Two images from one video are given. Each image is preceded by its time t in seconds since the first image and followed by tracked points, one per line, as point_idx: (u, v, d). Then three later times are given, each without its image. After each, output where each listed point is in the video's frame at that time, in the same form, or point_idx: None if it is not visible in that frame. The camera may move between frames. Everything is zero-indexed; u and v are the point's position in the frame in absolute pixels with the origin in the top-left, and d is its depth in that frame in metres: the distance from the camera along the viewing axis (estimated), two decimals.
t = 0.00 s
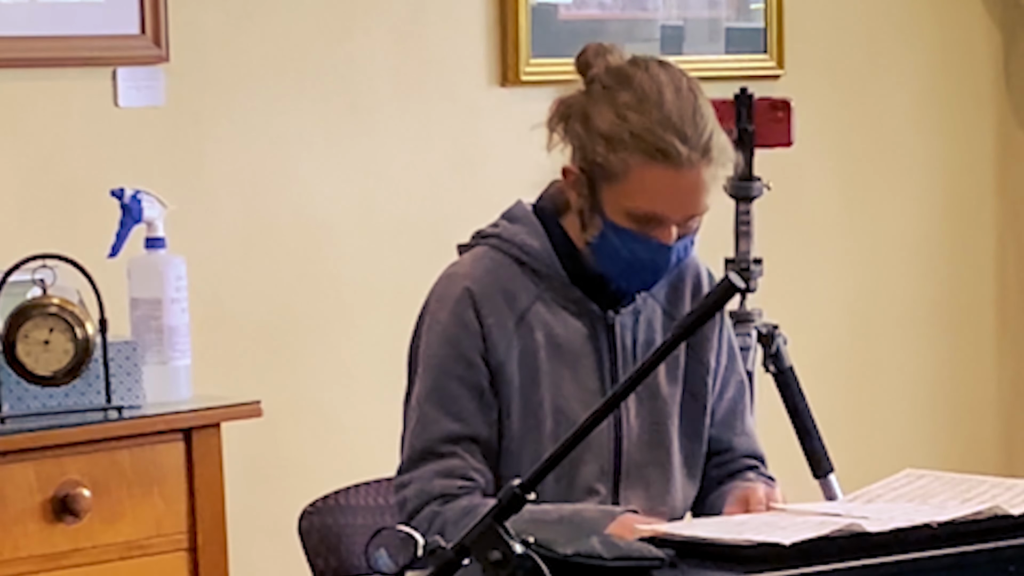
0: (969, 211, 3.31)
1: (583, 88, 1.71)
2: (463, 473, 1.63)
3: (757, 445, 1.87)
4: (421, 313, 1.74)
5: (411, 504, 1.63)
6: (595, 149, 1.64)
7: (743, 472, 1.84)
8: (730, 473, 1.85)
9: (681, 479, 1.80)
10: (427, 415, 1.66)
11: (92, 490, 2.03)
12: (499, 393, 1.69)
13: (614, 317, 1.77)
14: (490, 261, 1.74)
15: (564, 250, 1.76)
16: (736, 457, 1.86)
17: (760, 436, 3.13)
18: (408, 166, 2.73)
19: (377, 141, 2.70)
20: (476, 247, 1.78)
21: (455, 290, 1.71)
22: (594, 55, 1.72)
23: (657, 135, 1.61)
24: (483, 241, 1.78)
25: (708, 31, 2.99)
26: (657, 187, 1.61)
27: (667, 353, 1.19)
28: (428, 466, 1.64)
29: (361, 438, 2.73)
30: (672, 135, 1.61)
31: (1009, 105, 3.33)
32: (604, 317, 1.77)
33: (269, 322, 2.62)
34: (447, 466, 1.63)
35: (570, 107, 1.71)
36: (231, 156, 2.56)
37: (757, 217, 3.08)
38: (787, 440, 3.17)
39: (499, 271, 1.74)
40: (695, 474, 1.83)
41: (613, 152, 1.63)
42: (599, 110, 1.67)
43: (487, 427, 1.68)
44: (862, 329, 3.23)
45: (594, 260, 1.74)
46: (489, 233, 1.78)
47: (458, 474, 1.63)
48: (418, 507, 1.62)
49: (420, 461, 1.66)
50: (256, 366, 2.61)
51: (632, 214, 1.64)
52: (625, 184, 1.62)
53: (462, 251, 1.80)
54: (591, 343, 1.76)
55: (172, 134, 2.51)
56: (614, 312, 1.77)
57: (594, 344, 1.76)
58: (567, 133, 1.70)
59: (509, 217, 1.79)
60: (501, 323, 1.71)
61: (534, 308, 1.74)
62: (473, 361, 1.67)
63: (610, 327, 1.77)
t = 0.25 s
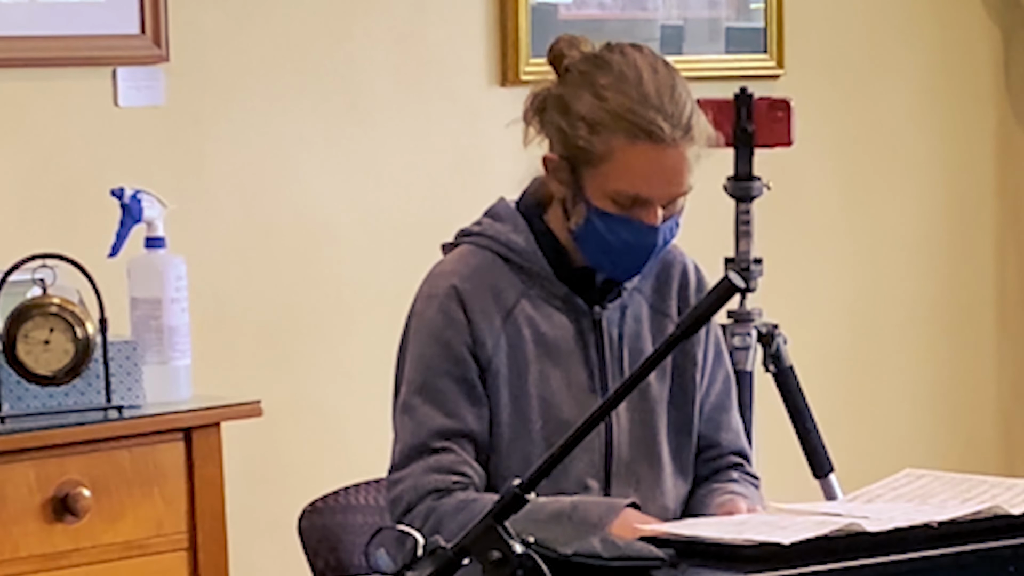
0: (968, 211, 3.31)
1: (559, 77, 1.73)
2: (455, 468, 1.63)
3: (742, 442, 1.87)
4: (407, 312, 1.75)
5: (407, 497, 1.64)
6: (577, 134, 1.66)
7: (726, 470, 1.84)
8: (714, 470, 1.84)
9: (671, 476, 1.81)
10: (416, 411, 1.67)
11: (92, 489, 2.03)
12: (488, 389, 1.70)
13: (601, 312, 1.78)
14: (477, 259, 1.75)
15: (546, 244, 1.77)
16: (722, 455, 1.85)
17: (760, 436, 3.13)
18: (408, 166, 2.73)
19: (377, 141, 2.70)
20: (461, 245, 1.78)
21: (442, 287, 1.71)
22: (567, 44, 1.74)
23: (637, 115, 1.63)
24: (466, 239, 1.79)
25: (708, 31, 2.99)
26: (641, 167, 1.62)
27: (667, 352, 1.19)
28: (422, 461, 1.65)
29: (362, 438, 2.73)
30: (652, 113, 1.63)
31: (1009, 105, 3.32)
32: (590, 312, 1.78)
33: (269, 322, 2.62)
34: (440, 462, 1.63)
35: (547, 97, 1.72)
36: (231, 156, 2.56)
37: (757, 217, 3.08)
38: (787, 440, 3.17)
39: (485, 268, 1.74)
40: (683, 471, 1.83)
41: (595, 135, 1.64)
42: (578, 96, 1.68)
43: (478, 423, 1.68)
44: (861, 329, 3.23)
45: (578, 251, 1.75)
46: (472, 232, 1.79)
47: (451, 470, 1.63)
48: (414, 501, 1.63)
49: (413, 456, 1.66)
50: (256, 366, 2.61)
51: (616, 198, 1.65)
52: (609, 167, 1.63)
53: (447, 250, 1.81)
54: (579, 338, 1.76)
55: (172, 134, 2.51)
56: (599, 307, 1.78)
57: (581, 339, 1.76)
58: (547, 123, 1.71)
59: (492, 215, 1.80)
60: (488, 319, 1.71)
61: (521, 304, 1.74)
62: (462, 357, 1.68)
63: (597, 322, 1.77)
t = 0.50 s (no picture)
0: (968, 212, 3.31)
1: (597, 109, 1.69)
2: (455, 477, 1.64)
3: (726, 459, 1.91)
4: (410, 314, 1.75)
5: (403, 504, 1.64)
6: (606, 179, 1.64)
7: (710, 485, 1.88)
8: (698, 484, 1.88)
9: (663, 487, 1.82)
10: (417, 417, 1.66)
11: (92, 489, 2.03)
12: (490, 400, 1.71)
13: (602, 328, 1.80)
14: (483, 266, 1.76)
15: (554, 257, 1.77)
16: (706, 472, 1.89)
17: (760, 436, 3.13)
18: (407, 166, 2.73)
19: (377, 142, 2.70)
20: (467, 250, 1.79)
21: (449, 293, 1.72)
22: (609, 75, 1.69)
23: (670, 170, 1.60)
24: (473, 244, 1.80)
25: (708, 31, 2.99)
26: (666, 225, 1.60)
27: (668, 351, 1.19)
28: (419, 469, 1.65)
29: (361, 438, 2.73)
30: (685, 170, 1.60)
31: (1009, 105, 3.32)
32: (592, 326, 1.79)
33: (269, 322, 2.62)
34: (439, 470, 1.64)
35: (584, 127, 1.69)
36: (231, 156, 2.56)
37: (757, 218, 3.08)
38: (787, 440, 3.17)
39: (491, 276, 1.75)
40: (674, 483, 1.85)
41: (625, 185, 1.62)
42: (612, 136, 1.65)
43: (476, 433, 1.69)
44: (861, 330, 3.23)
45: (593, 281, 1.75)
46: (480, 237, 1.79)
47: (450, 478, 1.64)
48: (411, 508, 1.63)
49: (407, 463, 1.66)
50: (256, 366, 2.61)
51: (637, 247, 1.65)
52: (633, 218, 1.62)
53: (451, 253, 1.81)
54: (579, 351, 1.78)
55: (172, 134, 2.51)
56: (602, 322, 1.80)
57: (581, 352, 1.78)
58: (580, 154, 1.69)
59: (500, 222, 1.81)
60: (494, 329, 1.72)
61: (525, 315, 1.75)
62: (466, 366, 1.69)
63: (598, 337, 1.79)
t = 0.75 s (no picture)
0: (968, 211, 3.31)
1: (579, 92, 1.72)
2: (438, 486, 1.65)
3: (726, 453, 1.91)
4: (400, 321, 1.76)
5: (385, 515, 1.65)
6: (592, 156, 1.66)
7: (710, 480, 1.88)
8: (699, 479, 1.88)
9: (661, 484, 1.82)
10: (404, 428, 1.67)
11: (92, 489, 2.04)
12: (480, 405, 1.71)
13: (595, 326, 1.79)
14: (472, 271, 1.76)
15: (544, 255, 1.77)
16: (706, 466, 1.89)
17: (759, 436, 3.13)
18: (407, 166, 2.73)
19: (377, 141, 2.70)
20: (456, 254, 1.79)
21: (436, 301, 1.72)
22: (589, 59, 1.72)
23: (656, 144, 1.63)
24: (462, 247, 1.80)
25: (708, 31, 2.99)
26: (655, 199, 1.61)
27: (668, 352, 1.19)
28: (401, 479, 1.66)
29: (362, 438, 2.73)
30: (671, 144, 1.63)
31: (1009, 105, 3.32)
32: (585, 326, 1.79)
33: (269, 322, 2.62)
34: (422, 479, 1.65)
35: (566, 111, 1.72)
36: (231, 156, 2.56)
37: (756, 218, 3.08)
38: (787, 440, 3.16)
39: (480, 281, 1.75)
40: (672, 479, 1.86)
41: (612, 160, 1.64)
42: (597, 117, 1.68)
43: (464, 440, 1.70)
44: (861, 330, 3.23)
45: (579, 269, 1.75)
46: (469, 241, 1.80)
47: (433, 487, 1.65)
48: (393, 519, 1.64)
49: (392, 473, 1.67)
50: (256, 366, 2.61)
51: (625, 224, 1.64)
52: (620, 194, 1.63)
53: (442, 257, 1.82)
54: (571, 352, 1.78)
55: (172, 134, 2.51)
56: (594, 321, 1.79)
57: (574, 352, 1.78)
58: (563, 138, 1.71)
59: (490, 223, 1.81)
60: (482, 334, 1.72)
61: (515, 318, 1.75)
62: (453, 374, 1.69)
63: (591, 337, 1.79)
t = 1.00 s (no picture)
0: (968, 211, 3.31)
1: (543, 86, 1.73)
2: (439, 487, 1.64)
3: (726, 435, 1.88)
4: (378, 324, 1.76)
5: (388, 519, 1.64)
6: (563, 144, 1.67)
7: (712, 461, 1.85)
8: (699, 462, 1.85)
9: (654, 471, 1.81)
10: (394, 429, 1.67)
11: (92, 489, 2.04)
12: (463, 399, 1.71)
13: (573, 316, 1.79)
14: (447, 269, 1.76)
15: (516, 250, 1.78)
16: (706, 449, 1.86)
17: (759, 436, 3.13)
18: (407, 166, 2.73)
19: (377, 141, 2.70)
20: (430, 254, 1.80)
21: (412, 300, 1.72)
22: (550, 53, 1.74)
23: (626, 127, 1.65)
24: (435, 247, 1.80)
25: (708, 31, 2.99)
26: (630, 181, 1.63)
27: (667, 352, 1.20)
28: (401, 482, 1.65)
29: (362, 438, 2.73)
30: (641, 126, 1.65)
31: (1010, 104, 3.31)
32: (563, 316, 1.79)
33: (269, 322, 2.62)
34: (422, 481, 1.64)
35: (531, 107, 1.73)
36: (230, 156, 2.56)
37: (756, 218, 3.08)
38: (787, 440, 3.16)
39: (455, 278, 1.75)
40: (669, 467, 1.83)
41: (584, 147, 1.65)
42: (564, 106, 1.69)
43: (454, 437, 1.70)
44: (860, 329, 3.23)
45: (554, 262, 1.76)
46: (441, 240, 1.80)
47: (433, 488, 1.64)
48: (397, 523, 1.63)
49: (391, 476, 1.66)
50: (255, 366, 2.61)
51: (601, 211, 1.66)
52: (595, 179, 1.64)
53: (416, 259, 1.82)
54: (551, 343, 1.78)
55: (172, 134, 2.51)
56: (572, 311, 1.79)
57: (554, 343, 1.78)
58: (530, 132, 1.72)
59: (461, 221, 1.81)
60: (460, 330, 1.72)
61: (493, 312, 1.75)
62: (434, 370, 1.69)
63: (571, 327, 1.79)
